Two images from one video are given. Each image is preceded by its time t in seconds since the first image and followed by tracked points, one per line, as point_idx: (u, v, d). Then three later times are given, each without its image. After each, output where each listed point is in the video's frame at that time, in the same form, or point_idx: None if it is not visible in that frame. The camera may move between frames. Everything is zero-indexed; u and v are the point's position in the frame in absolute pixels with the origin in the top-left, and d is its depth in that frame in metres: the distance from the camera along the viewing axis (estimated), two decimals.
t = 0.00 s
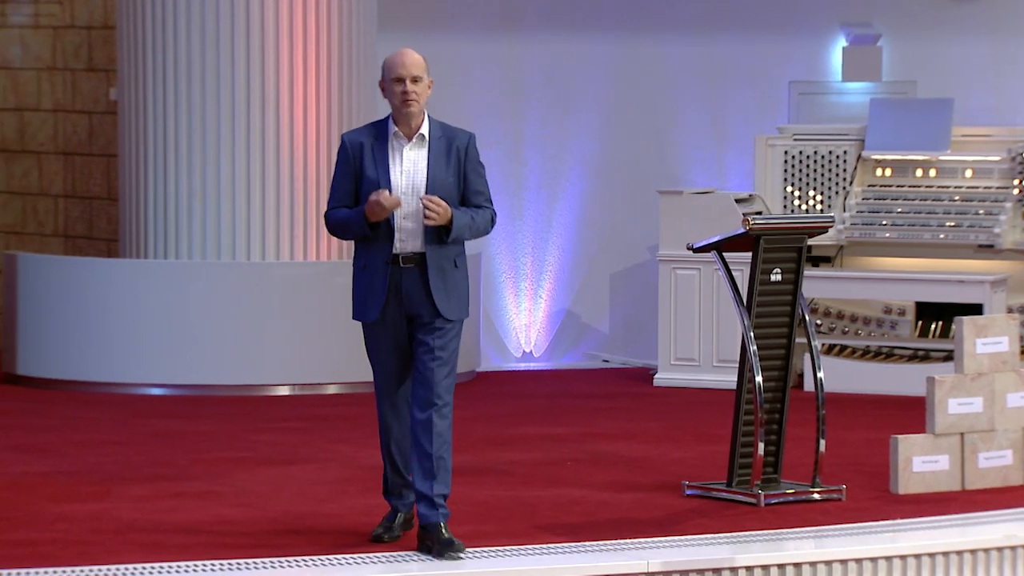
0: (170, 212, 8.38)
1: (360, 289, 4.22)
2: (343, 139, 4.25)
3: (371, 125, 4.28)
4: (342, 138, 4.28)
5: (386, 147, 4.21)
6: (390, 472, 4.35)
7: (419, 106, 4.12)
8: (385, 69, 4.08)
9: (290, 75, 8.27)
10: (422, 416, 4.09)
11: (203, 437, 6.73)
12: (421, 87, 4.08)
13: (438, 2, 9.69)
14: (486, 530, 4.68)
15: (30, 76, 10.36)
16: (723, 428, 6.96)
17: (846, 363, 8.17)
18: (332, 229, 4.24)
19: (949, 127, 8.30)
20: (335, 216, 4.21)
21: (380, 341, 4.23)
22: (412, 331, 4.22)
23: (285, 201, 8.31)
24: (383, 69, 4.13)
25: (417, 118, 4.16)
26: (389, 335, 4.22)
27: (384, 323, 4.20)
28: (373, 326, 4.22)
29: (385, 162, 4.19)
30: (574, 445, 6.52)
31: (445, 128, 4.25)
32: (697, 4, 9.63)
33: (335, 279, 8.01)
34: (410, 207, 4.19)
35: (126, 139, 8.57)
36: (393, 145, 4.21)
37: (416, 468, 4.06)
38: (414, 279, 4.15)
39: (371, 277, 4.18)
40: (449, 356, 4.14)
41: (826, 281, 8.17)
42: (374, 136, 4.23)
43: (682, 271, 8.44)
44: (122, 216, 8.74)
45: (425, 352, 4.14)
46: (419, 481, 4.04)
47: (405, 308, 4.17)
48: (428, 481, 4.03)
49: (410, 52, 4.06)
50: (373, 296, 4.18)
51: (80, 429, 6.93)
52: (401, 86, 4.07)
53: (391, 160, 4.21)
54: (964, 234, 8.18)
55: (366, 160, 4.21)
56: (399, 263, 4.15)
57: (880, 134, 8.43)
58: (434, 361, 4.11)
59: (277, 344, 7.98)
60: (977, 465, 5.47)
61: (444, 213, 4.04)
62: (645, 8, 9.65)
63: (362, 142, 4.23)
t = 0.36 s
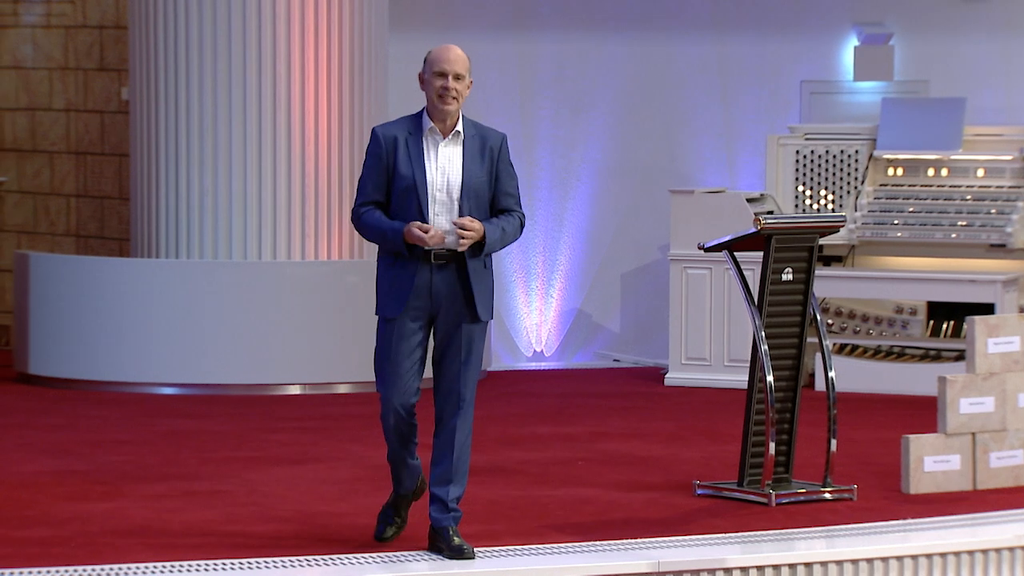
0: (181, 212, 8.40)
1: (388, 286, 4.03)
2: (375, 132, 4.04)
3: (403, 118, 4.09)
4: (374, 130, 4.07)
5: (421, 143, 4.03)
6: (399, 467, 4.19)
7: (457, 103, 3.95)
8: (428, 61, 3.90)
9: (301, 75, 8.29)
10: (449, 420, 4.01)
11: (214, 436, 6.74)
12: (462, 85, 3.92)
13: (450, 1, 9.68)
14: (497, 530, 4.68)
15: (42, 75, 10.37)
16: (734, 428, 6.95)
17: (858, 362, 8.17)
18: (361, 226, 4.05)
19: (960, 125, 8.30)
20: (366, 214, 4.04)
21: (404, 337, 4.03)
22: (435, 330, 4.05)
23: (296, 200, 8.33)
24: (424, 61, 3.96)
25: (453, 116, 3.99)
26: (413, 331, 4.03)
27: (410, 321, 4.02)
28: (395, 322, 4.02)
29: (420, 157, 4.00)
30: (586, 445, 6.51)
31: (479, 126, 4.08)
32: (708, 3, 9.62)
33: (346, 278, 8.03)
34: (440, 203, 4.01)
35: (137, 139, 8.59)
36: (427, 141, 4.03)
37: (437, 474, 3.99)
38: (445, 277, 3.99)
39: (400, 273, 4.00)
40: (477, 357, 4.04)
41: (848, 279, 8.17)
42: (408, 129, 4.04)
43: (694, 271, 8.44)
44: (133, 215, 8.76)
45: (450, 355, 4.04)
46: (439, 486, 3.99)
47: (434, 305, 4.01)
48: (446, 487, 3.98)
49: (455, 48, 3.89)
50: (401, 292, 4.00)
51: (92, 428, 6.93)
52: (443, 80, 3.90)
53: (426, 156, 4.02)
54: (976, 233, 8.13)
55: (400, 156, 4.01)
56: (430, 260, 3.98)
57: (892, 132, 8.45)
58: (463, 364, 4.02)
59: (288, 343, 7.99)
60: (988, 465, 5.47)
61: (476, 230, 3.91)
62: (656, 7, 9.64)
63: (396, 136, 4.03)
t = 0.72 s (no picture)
0: (184, 212, 8.40)
1: (392, 287, 3.94)
2: (382, 130, 3.97)
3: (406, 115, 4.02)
4: (377, 127, 3.99)
5: (427, 142, 3.98)
6: (397, 475, 3.90)
7: (463, 102, 3.92)
8: (437, 58, 3.85)
9: (304, 74, 8.29)
10: (451, 420, 4.00)
11: (217, 436, 6.74)
12: (470, 85, 3.88)
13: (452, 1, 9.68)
14: (499, 530, 4.68)
15: (45, 75, 10.37)
16: (737, 428, 6.95)
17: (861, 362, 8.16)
18: (362, 217, 3.95)
19: (963, 123, 8.30)
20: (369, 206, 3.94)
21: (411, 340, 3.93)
22: (436, 332, 4.00)
23: (298, 201, 8.33)
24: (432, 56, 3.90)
25: (458, 114, 3.94)
26: (417, 335, 3.95)
27: (416, 324, 3.94)
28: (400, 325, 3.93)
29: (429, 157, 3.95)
30: (589, 445, 6.50)
31: (482, 126, 4.06)
32: (711, 3, 9.62)
33: (348, 278, 8.03)
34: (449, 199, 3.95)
35: (140, 139, 8.60)
36: (433, 140, 3.98)
37: (439, 474, 4.00)
38: (451, 280, 3.95)
39: (406, 275, 3.92)
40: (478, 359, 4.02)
41: (848, 279, 8.19)
42: (413, 128, 3.98)
43: (696, 271, 8.44)
44: (136, 215, 8.76)
45: (452, 357, 3.99)
46: (441, 486, 4.00)
47: (438, 307, 3.96)
48: (449, 487, 4.00)
49: (464, 47, 3.85)
50: (406, 293, 3.92)
51: (95, 428, 6.93)
52: (449, 78, 3.85)
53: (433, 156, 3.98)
54: (979, 233, 8.13)
55: (408, 154, 3.95)
56: (437, 263, 3.93)
57: (895, 132, 8.44)
58: (467, 365, 3.99)
59: (291, 343, 8.00)
60: (991, 465, 5.46)
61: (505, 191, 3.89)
62: (659, 7, 9.64)
63: (403, 135, 3.97)
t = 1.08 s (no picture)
0: (185, 212, 8.40)
1: (382, 291, 3.90)
2: (361, 133, 3.93)
3: (383, 117, 3.99)
4: (356, 130, 3.94)
5: (408, 142, 3.96)
6: (399, 484, 3.91)
7: (441, 102, 3.91)
8: (414, 57, 3.84)
9: (305, 74, 8.29)
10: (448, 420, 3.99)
11: (218, 436, 6.74)
12: (448, 83, 3.87)
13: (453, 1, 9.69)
14: (500, 530, 4.68)
15: (46, 75, 10.37)
16: (738, 428, 6.94)
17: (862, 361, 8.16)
18: (345, 220, 3.89)
19: (964, 123, 8.30)
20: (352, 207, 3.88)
21: (402, 345, 3.91)
22: (428, 333, 3.97)
23: (299, 200, 8.32)
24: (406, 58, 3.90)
25: (435, 113, 3.93)
26: (408, 339, 3.93)
27: (407, 329, 3.91)
28: (391, 331, 3.91)
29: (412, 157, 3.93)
30: (590, 445, 6.50)
31: (459, 126, 4.05)
32: (712, 3, 9.61)
33: (351, 278, 8.02)
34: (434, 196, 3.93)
35: (141, 139, 8.60)
36: (413, 141, 3.97)
37: (440, 475, 3.99)
38: (442, 280, 3.93)
39: (395, 277, 3.89)
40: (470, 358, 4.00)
41: (849, 280, 8.19)
42: (393, 129, 3.95)
43: (697, 271, 8.44)
44: (137, 215, 8.76)
45: (445, 359, 3.96)
46: (444, 488, 3.99)
47: (430, 309, 3.93)
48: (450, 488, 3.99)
49: (441, 46, 3.84)
50: (396, 297, 3.88)
51: (95, 428, 6.93)
52: (428, 77, 3.84)
53: (415, 156, 3.96)
54: (980, 233, 8.10)
55: (390, 156, 3.92)
56: (428, 263, 3.90)
57: (895, 132, 8.46)
58: (460, 364, 3.97)
59: (292, 343, 8.00)
60: (992, 465, 5.46)
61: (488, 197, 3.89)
62: (660, 6, 9.64)
63: (383, 137, 3.93)
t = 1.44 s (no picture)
0: (186, 212, 8.40)
1: (376, 290, 3.89)
2: (356, 133, 3.92)
3: (376, 117, 3.99)
4: (351, 130, 3.93)
5: (403, 142, 3.95)
6: (398, 486, 3.91)
7: (434, 102, 3.89)
8: (409, 57, 3.82)
9: (306, 73, 8.29)
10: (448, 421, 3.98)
11: (219, 436, 6.74)
12: (442, 83, 3.85)
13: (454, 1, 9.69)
14: (501, 530, 4.68)
15: (47, 74, 10.38)
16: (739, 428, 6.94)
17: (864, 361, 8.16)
18: (340, 220, 3.88)
19: (966, 123, 8.31)
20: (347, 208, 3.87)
21: (399, 346, 3.91)
22: (426, 334, 3.97)
23: (300, 200, 8.33)
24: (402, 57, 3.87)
25: (430, 113, 3.92)
26: (406, 340, 3.92)
27: (404, 330, 3.91)
28: (388, 332, 3.90)
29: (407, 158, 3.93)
30: (591, 444, 6.50)
31: (453, 126, 4.04)
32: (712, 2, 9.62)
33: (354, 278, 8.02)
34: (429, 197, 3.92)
35: (142, 138, 8.60)
36: (408, 140, 3.95)
37: (444, 475, 3.98)
38: (439, 280, 3.93)
39: (391, 278, 3.88)
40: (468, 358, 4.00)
41: (851, 279, 8.21)
42: (387, 129, 3.95)
43: (698, 270, 8.44)
44: (138, 215, 8.77)
45: (443, 360, 3.96)
46: (448, 490, 3.97)
47: (427, 309, 3.93)
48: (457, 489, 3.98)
49: (436, 47, 3.82)
50: (393, 298, 3.88)
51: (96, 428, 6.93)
52: (422, 77, 3.82)
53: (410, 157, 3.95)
54: (981, 233, 8.09)
55: (385, 155, 3.92)
56: (424, 263, 3.90)
57: (896, 131, 8.47)
58: (457, 363, 3.96)
59: (293, 343, 8.00)
60: (994, 465, 5.46)
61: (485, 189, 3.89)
62: (661, 6, 9.64)
63: (378, 137, 3.93)
